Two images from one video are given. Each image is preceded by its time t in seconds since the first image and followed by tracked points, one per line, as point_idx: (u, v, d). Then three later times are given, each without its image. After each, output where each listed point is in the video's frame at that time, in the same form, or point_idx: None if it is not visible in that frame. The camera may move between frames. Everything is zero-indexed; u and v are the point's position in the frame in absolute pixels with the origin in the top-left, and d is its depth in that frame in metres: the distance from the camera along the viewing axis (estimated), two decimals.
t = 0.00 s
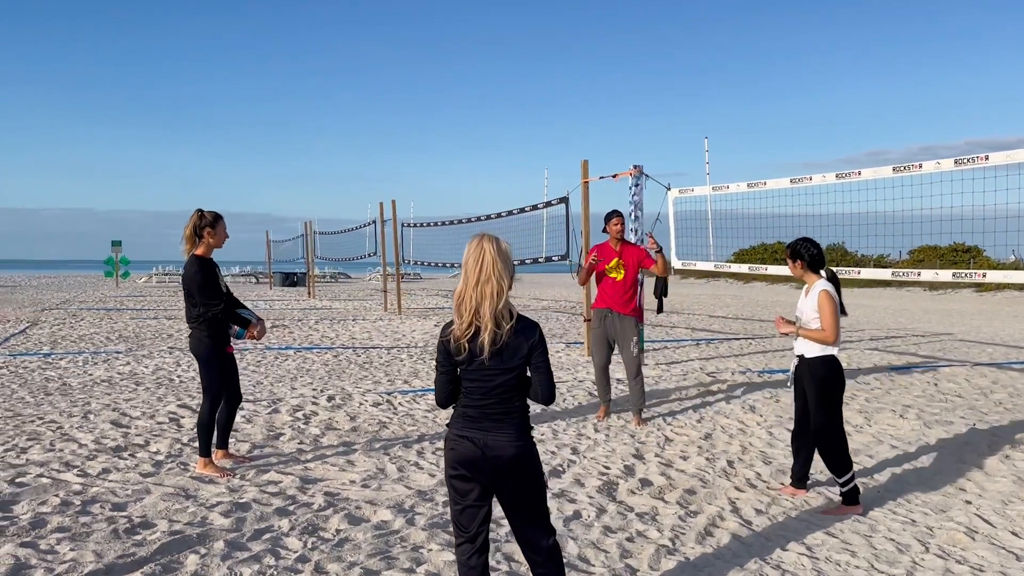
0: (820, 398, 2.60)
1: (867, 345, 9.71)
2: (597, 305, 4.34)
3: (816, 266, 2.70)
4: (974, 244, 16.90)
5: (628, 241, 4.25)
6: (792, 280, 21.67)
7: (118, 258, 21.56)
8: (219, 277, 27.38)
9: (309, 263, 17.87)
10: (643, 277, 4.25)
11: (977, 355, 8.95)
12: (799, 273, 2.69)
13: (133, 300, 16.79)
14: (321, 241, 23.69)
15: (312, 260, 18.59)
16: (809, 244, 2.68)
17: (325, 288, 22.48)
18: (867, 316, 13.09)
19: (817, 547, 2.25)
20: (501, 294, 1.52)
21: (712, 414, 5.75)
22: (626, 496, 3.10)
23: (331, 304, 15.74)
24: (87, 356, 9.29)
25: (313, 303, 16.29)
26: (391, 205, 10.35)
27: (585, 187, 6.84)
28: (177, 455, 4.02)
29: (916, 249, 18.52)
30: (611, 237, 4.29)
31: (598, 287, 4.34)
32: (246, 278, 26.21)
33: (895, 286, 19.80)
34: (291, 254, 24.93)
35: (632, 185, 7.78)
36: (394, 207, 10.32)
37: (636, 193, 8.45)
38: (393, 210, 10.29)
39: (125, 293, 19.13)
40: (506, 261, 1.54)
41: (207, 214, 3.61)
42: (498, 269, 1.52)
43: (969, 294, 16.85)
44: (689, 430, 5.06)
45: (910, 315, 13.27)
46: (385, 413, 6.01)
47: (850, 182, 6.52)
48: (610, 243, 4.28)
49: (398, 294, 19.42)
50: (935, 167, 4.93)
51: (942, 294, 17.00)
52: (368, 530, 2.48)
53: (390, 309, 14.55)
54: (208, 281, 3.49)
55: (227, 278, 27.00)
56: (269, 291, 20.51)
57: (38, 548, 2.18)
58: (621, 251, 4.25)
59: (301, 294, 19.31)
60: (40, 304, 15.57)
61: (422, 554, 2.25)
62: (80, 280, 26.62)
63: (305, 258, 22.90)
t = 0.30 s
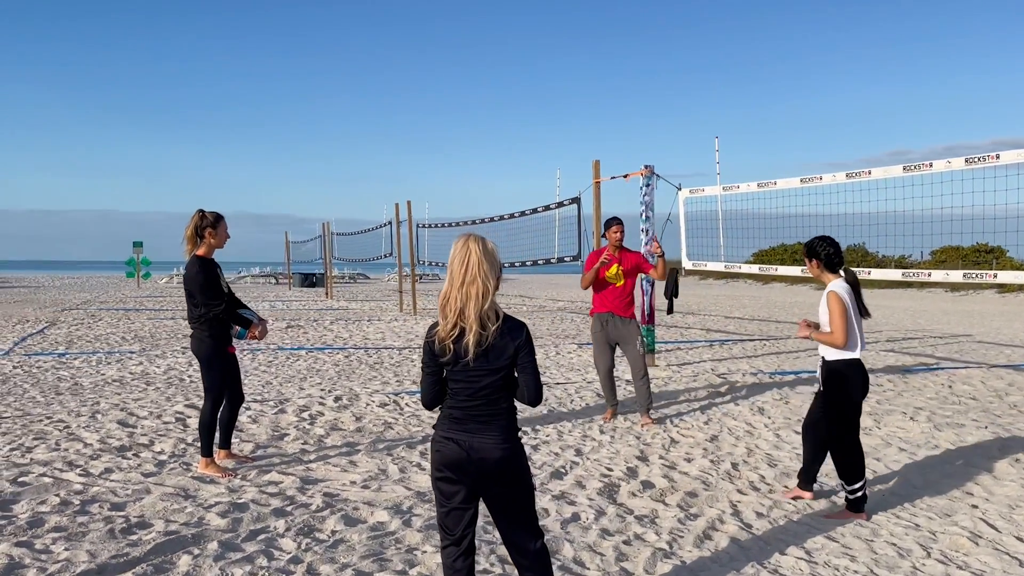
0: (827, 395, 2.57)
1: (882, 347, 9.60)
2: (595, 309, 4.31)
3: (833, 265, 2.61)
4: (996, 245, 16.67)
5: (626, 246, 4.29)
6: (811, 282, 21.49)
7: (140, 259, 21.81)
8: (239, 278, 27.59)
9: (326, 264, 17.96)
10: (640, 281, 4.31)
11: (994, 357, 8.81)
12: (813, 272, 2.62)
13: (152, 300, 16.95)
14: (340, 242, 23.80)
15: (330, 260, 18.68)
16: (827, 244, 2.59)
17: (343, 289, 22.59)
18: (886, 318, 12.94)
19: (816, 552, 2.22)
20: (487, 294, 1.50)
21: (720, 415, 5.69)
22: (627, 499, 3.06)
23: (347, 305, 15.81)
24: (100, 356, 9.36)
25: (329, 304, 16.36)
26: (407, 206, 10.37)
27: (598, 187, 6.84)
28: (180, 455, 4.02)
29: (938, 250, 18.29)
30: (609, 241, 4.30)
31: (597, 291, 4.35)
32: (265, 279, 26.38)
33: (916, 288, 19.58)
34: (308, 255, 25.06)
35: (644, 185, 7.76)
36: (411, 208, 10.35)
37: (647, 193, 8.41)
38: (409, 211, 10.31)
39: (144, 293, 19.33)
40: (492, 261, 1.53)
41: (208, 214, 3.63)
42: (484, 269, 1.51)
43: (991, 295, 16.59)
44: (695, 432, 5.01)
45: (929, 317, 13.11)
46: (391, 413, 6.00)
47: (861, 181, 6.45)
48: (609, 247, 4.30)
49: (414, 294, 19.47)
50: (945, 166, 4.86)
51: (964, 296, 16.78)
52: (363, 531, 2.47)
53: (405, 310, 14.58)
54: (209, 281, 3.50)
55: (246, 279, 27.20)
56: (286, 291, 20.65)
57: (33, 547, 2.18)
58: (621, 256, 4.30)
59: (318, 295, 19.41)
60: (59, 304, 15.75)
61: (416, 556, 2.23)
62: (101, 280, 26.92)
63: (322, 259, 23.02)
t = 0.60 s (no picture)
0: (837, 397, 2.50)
1: (896, 349, 9.48)
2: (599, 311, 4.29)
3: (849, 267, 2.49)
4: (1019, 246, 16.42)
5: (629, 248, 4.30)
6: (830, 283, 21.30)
7: (160, 261, 22.03)
8: (257, 279, 27.79)
9: (342, 265, 18.05)
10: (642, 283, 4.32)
11: (1010, 359, 8.67)
12: (826, 271, 2.51)
13: (169, 301, 17.08)
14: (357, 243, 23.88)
15: (348, 262, 18.72)
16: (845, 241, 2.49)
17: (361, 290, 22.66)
18: (903, 319, 12.79)
19: (812, 557, 2.19)
20: (466, 297, 1.48)
21: (725, 418, 5.63)
22: (624, 502, 3.03)
23: (362, 306, 15.84)
24: (111, 356, 9.42)
25: (343, 304, 16.40)
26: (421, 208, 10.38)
27: (607, 187, 6.81)
28: (179, 456, 4.02)
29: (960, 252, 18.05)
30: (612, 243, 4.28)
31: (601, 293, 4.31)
32: (284, 280, 26.58)
33: (936, 289, 19.34)
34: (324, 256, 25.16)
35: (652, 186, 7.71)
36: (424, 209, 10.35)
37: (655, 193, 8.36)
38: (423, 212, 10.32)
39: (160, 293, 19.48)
40: (473, 262, 1.51)
41: (204, 215, 3.63)
42: (464, 271, 1.49)
43: (1013, 297, 16.35)
44: (697, 434, 4.96)
45: (948, 318, 12.93)
46: (395, 415, 5.98)
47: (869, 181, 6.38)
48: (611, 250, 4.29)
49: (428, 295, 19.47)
50: (952, 165, 4.79)
51: (985, 297, 16.55)
52: (354, 534, 2.45)
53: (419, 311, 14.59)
54: (206, 282, 3.50)
55: (263, 279, 27.38)
56: (301, 292, 20.76)
57: (22, 549, 2.17)
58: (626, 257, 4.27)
59: (333, 296, 19.50)
60: (77, 304, 15.91)
61: (405, 560, 2.20)
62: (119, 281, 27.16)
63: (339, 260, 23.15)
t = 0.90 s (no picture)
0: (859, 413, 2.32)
1: (911, 351, 9.37)
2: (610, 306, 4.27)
3: (870, 266, 2.34)
4: None
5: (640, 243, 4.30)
6: (849, 284, 21.09)
7: (178, 262, 22.25)
8: (274, 279, 27.98)
9: (358, 266, 18.15)
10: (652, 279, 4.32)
11: None
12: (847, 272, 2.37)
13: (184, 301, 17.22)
14: (371, 244, 23.97)
15: (362, 262, 18.80)
16: (862, 239, 2.35)
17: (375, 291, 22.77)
18: (921, 321, 12.63)
19: (809, 561, 2.17)
20: (452, 298, 1.47)
21: (732, 419, 5.60)
22: (623, 504, 3.01)
23: (375, 307, 15.90)
24: (124, 356, 9.50)
25: (356, 305, 16.46)
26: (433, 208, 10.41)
27: (617, 188, 6.80)
28: (183, 456, 4.04)
29: (981, 253, 17.81)
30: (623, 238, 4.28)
31: (613, 289, 4.28)
32: (301, 282, 26.76)
33: (957, 290, 19.09)
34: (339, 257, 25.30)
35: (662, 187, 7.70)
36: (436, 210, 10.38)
37: (665, 194, 8.33)
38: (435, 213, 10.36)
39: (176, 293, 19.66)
40: (459, 263, 1.49)
41: (206, 216, 3.66)
42: (450, 271, 1.47)
43: None
44: (703, 436, 4.93)
45: (965, 320, 12.77)
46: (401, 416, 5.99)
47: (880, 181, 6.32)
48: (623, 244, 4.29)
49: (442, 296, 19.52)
50: (962, 166, 4.73)
51: (1006, 298, 16.33)
52: (350, 535, 2.45)
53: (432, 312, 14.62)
54: (206, 283, 3.52)
55: (281, 280, 27.59)
56: (316, 293, 20.88)
57: (19, 547, 2.18)
58: (637, 253, 4.28)
59: (348, 296, 19.59)
60: (95, 305, 16.09)
61: (399, 561, 2.20)
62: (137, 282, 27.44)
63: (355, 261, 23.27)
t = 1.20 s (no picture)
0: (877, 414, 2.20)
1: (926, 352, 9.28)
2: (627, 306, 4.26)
3: (891, 263, 2.21)
4: None
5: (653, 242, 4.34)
6: (867, 284, 20.90)
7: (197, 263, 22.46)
8: (293, 279, 28.13)
9: (376, 266, 18.26)
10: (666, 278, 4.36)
11: None
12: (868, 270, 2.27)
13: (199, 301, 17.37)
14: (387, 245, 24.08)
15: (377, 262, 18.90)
16: (882, 235, 2.21)
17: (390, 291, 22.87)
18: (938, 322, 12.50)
19: (806, 561, 2.17)
20: (441, 298, 1.48)
21: (740, 420, 5.58)
22: (624, 504, 3.00)
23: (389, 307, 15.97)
24: (139, 356, 9.60)
25: (370, 305, 16.54)
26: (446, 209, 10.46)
27: (629, 188, 6.81)
28: (191, 454, 4.08)
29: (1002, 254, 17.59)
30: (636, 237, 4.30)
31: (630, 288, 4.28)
32: (319, 283, 26.91)
33: (977, 291, 18.87)
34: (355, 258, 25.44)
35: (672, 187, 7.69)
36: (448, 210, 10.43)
37: (676, 194, 8.32)
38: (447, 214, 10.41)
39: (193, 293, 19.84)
40: (448, 262, 1.51)
41: (210, 217, 3.69)
42: (439, 270, 1.49)
43: None
44: (709, 436, 4.92)
45: (983, 321, 12.62)
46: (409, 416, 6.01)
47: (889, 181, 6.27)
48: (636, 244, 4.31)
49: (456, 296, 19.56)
50: (970, 166, 4.70)
51: None
52: (349, 533, 2.47)
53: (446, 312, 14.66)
54: (211, 283, 3.56)
55: (301, 280, 27.74)
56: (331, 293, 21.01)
57: (23, 543, 2.22)
58: (652, 252, 4.30)
59: (363, 297, 19.68)
60: (114, 304, 16.29)
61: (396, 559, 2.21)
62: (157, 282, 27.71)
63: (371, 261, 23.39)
